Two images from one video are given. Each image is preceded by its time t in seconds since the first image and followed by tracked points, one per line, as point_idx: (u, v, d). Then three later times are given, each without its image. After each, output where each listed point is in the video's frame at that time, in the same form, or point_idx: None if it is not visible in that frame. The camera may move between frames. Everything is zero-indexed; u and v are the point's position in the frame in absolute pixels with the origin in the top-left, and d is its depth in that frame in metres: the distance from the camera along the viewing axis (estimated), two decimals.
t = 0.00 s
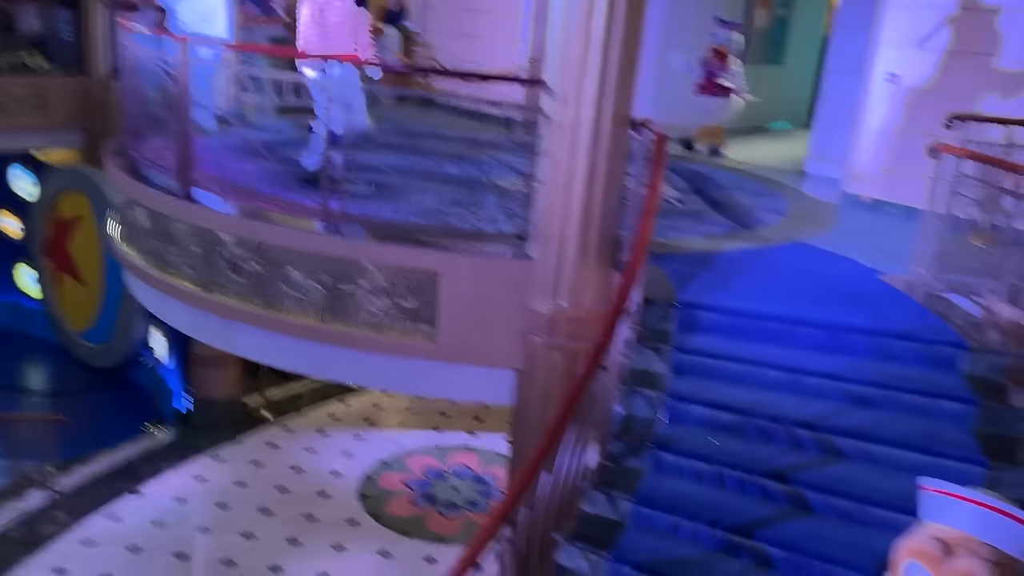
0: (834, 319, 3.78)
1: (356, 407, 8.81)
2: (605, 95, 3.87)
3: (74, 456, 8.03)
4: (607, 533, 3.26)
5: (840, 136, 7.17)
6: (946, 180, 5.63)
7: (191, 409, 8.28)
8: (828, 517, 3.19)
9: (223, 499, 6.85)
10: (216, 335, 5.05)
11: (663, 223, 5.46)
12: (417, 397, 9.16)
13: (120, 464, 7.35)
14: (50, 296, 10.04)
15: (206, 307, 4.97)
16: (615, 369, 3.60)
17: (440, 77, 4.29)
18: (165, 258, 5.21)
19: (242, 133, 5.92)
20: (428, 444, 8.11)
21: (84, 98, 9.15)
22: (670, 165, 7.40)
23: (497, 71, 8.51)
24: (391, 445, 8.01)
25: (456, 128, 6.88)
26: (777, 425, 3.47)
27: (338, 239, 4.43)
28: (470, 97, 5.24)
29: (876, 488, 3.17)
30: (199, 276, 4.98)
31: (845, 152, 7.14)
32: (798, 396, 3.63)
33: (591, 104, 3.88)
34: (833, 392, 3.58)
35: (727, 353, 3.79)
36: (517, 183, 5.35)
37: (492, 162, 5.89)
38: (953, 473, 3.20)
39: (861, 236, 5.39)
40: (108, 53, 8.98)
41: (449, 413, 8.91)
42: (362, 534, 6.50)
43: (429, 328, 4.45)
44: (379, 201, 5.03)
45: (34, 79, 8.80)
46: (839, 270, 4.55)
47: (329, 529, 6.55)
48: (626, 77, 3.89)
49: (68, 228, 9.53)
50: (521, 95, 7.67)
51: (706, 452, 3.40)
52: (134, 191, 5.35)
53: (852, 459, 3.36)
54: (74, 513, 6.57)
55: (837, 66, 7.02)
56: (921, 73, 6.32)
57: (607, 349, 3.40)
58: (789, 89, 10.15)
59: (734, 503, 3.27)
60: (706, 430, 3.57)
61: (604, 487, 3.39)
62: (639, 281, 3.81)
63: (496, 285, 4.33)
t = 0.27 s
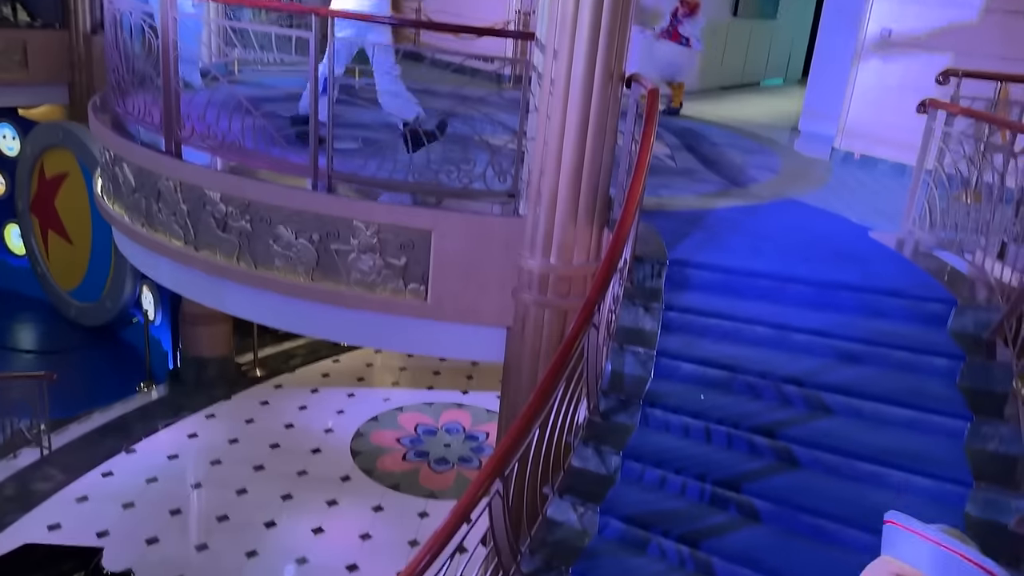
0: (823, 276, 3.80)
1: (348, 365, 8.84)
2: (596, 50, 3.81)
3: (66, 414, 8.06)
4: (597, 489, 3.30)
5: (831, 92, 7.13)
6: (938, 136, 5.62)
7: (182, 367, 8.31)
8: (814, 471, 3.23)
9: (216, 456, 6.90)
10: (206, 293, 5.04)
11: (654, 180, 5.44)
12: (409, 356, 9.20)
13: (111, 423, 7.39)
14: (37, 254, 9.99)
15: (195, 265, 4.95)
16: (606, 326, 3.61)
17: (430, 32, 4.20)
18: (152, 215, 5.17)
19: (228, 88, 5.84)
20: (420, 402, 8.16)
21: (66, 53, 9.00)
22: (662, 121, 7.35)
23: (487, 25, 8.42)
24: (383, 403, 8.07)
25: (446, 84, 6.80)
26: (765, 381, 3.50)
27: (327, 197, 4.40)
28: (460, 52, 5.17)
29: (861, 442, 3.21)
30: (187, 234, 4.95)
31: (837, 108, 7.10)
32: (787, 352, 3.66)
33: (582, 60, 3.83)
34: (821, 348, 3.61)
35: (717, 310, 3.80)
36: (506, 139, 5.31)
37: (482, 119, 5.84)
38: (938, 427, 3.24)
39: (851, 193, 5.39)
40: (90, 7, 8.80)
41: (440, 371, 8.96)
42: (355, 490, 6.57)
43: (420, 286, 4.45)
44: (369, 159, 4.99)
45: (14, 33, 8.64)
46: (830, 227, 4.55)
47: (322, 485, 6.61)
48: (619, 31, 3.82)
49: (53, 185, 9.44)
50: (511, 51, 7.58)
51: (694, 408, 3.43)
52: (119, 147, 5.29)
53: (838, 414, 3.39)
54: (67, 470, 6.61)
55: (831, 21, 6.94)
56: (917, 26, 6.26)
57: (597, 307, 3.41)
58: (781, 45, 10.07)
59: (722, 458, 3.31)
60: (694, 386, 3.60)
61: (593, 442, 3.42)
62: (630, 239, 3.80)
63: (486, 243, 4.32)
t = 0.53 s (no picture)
0: (832, 230, 3.78)
1: (356, 321, 8.89)
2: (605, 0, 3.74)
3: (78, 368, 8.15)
4: (604, 441, 3.34)
5: (843, 43, 7.00)
6: (952, 88, 5.53)
7: (191, 322, 8.36)
8: (820, 423, 3.25)
9: (227, 410, 6.99)
10: (214, 249, 5.05)
11: (663, 133, 5.39)
12: (416, 311, 9.24)
13: (123, 377, 7.48)
14: (44, 210, 10.00)
15: (203, 220, 4.95)
16: (614, 281, 3.61)
17: None
18: (159, 170, 5.16)
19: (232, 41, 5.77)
20: (427, 357, 8.22)
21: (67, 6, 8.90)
22: (671, 74, 7.24)
23: None
24: (391, 357, 8.12)
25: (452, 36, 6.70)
26: (772, 334, 3.50)
27: (333, 151, 4.37)
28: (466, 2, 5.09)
29: (868, 395, 3.22)
30: (194, 189, 4.94)
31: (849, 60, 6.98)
32: (795, 306, 3.66)
33: (591, 11, 3.76)
34: (829, 302, 3.61)
35: (725, 264, 3.79)
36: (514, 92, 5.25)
37: (489, 71, 5.77)
38: (945, 380, 3.24)
39: (862, 146, 5.33)
40: None
41: (448, 326, 9.01)
42: (364, 444, 6.65)
43: (427, 242, 4.44)
44: (374, 112, 4.94)
45: None
46: (840, 180, 4.52)
47: (332, 438, 6.70)
48: None
49: (59, 141, 9.41)
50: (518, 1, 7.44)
51: (701, 361, 3.45)
52: (124, 101, 5.26)
53: (845, 367, 3.41)
54: (81, 423, 6.71)
55: None
56: None
57: (606, 261, 3.41)
58: None
59: (728, 411, 3.33)
60: (702, 340, 3.62)
61: (601, 396, 3.45)
62: (640, 193, 3.78)
63: (493, 197, 4.29)
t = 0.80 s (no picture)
0: (843, 198, 3.76)
1: (364, 291, 8.91)
2: None
3: (89, 337, 8.20)
4: (613, 409, 3.36)
5: (857, 9, 6.90)
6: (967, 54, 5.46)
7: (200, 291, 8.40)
8: (829, 391, 3.26)
9: (237, 379, 7.04)
10: (222, 218, 5.05)
11: (672, 101, 5.34)
12: (424, 281, 9.25)
13: (134, 346, 7.53)
14: (52, 180, 10.00)
15: (211, 190, 4.95)
16: (624, 250, 3.61)
17: None
18: (167, 139, 5.15)
19: (238, 8, 5.72)
20: (435, 327, 8.24)
21: None
22: (681, 40, 7.16)
23: None
24: (400, 327, 8.15)
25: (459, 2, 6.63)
26: (782, 303, 3.50)
27: (341, 120, 4.35)
28: None
29: (877, 363, 3.23)
30: (202, 158, 4.93)
31: (862, 25, 6.88)
32: (805, 275, 3.65)
33: None
34: (839, 270, 3.60)
35: (735, 233, 3.78)
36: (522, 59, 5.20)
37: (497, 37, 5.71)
38: (955, 348, 3.24)
39: (874, 113, 5.28)
40: None
41: (456, 296, 9.02)
42: (374, 412, 6.70)
43: (436, 211, 4.43)
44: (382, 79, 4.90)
45: None
46: (851, 148, 4.48)
47: (341, 406, 6.75)
48: None
49: (66, 111, 9.40)
50: None
51: (710, 330, 3.45)
52: (131, 70, 5.24)
53: (854, 336, 3.41)
54: (93, 392, 6.77)
55: None
56: None
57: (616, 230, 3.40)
58: None
59: (737, 379, 3.34)
60: (711, 309, 3.62)
61: (611, 364, 3.46)
62: (650, 161, 3.76)
63: (502, 166, 4.27)
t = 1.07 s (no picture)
0: (854, 170, 3.73)
1: (373, 265, 8.93)
2: None
3: (100, 311, 8.25)
4: (623, 383, 3.36)
5: None
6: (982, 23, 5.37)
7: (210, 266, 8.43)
8: (838, 365, 3.26)
9: (248, 352, 7.09)
10: (231, 193, 5.05)
11: (683, 73, 5.29)
12: (432, 256, 9.25)
13: (145, 320, 7.58)
14: (61, 155, 10.01)
15: (220, 164, 4.95)
16: (634, 224, 3.59)
17: None
18: (175, 113, 5.14)
19: None
20: (444, 301, 8.26)
21: None
22: (692, 11, 7.07)
23: None
24: (409, 301, 8.17)
25: None
26: (792, 276, 3.49)
27: (349, 94, 4.33)
28: None
29: (887, 336, 3.22)
30: (210, 132, 4.92)
31: None
32: (815, 248, 3.64)
33: None
34: (850, 243, 3.58)
35: (745, 206, 3.76)
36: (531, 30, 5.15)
37: (506, 9, 5.66)
38: (966, 321, 3.22)
39: (886, 84, 5.22)
40: None
41: (464, 270, 9.02)
42: (383, 385, 6.74)
43: (445, 185, 4.42)
44: (391, 52, 4.87)
45: None
46: (863, 120, 4.44)
47: (351, 380, 6.79)
48: None
49: (74, 85, 9.39)
50: None
51: (720, 304, 3.44)
52: (138, 43, 5.22)
53: (865, 309, 3.40)
54: (105, 366, 6.83)
55: None
56: None
57: (627, 204, 3.38)
58: None
59: (747, 353, 3.34)
60: (720, 283, 3.61)
61: (620, 338, 3.46)
62: (660, 134, 3.73)
63: (512, 139, 4.25)
